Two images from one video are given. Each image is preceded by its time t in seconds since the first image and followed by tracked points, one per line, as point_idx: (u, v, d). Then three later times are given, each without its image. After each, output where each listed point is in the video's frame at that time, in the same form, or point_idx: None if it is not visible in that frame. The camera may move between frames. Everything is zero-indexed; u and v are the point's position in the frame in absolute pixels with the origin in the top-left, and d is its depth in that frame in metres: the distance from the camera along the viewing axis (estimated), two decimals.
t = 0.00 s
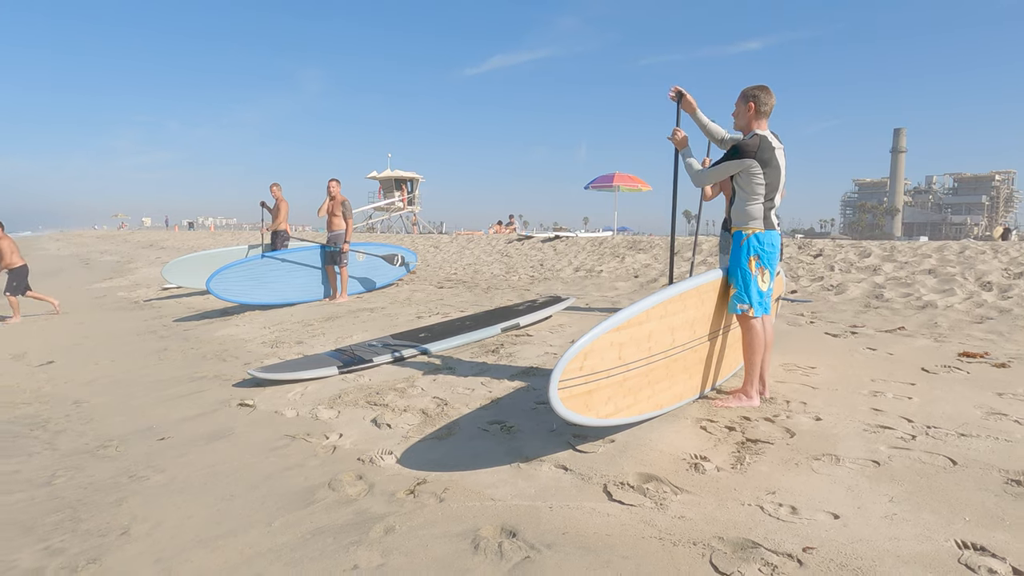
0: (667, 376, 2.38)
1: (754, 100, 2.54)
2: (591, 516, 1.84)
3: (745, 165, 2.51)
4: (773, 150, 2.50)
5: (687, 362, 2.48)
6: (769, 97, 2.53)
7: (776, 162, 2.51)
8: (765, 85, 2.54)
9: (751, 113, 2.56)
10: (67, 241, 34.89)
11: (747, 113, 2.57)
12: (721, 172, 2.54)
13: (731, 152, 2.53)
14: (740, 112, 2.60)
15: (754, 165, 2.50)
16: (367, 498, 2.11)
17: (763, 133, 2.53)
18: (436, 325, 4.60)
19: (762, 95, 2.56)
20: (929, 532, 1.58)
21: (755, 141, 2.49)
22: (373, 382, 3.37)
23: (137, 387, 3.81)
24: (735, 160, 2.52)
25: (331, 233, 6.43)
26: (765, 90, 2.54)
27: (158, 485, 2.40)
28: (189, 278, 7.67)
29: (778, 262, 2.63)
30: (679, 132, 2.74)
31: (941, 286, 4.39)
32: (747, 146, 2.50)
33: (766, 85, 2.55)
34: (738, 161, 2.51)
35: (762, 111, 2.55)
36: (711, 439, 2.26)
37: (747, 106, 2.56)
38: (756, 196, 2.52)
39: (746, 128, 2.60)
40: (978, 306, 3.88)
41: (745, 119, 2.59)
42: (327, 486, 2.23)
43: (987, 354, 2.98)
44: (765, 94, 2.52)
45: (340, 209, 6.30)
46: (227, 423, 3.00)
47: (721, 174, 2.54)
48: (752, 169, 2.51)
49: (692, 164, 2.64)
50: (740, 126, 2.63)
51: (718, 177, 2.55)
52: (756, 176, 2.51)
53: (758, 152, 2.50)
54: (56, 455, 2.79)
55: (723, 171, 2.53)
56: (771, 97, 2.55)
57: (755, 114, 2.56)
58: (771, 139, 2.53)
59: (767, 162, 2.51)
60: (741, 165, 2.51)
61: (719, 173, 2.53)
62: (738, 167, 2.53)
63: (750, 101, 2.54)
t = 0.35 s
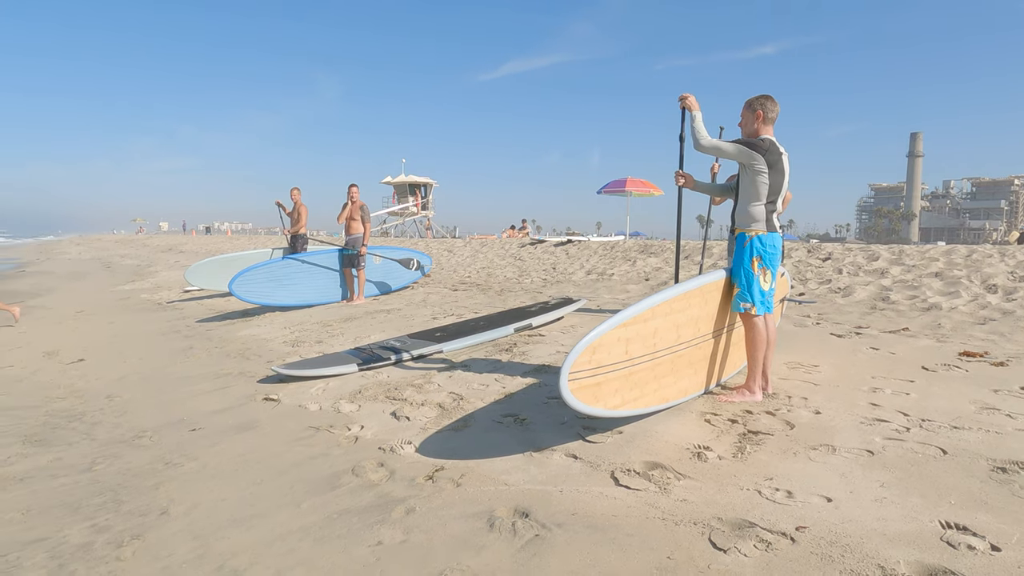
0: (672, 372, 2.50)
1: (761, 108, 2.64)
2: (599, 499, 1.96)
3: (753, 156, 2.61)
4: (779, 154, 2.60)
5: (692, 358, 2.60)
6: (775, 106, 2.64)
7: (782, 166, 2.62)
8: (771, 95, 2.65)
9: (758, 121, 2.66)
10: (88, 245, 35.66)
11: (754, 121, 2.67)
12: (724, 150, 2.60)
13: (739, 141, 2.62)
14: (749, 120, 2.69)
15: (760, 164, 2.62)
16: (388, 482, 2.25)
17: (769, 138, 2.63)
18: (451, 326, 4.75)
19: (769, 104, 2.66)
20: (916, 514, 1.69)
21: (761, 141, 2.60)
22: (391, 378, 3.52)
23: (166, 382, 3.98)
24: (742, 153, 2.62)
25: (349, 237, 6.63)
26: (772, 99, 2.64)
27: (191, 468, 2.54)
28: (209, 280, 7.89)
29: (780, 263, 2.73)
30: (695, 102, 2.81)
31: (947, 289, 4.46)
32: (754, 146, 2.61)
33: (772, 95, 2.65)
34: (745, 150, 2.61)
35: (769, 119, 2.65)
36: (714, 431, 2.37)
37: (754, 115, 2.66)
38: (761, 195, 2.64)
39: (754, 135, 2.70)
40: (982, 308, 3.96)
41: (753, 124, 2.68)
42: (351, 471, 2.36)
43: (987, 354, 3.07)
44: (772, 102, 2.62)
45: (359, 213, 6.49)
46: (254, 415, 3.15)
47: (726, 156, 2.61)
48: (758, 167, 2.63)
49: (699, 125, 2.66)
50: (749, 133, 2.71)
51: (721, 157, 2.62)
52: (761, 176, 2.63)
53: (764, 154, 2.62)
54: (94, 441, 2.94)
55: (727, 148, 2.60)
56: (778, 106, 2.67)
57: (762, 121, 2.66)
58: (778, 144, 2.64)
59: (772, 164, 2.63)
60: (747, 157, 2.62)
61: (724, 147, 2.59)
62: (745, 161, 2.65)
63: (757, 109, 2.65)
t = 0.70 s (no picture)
0: (668, 370, 2.60)
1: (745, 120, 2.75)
2: (596, 489, 2.07)
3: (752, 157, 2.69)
4: (776, 158, 2.68)
5: (688, 357, 2.70)
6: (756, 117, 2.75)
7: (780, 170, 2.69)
8: (749, 106, 2.76)
9: (746, 132, 2.76)
10: (100, 245, 36.10)
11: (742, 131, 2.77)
12: (728, 150, 2.65)
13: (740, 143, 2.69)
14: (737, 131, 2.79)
15: (758, 167, 2.70)
16: (397, 473, 2.36)
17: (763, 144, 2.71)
18: (457, 325, 4.88)
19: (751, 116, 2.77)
20: (894, 505, 1.79)
21: (760, 144, 2.67)
22: (399, 376, 3.64)
23: (182, 379, 4.12)
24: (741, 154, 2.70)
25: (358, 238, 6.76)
26: (752, 111, 2.76)
27: (209, 459, 2.67)
28: (221, 280, 8.06)
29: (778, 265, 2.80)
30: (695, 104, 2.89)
31: (944, 290, 4.54)
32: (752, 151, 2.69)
33: (749, 106, 2.77)
34: (746, 151, 2.67)
35: (757, 127, 2.75)
36: (708, 426, 2.47)
37: (740, 126, 2.77)
38: (760, 197, 2.71)
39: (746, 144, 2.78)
40: (978, 309, 4.03)
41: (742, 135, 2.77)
42: (361, 463, 2.48)
43: (977, 355, 3.16)
44: (755, 113, 2.72)
45: (369, 214, 6.63)
46: (268, 410, 3.27)
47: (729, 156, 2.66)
48: (757, 170, 2.71)
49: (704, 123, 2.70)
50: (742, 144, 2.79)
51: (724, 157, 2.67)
52: (759, 179, 2.71)
53: (761, 158, 2.70)
54: (116, 434, 3.08)
55: (731, 148, 2.64)
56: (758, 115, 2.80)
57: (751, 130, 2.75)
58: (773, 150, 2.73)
59: (770, 168, 2.71)
60: (746, 159, 2.69)
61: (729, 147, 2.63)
62: (744, 163, 2.73)
63: (742, 120, 2.76)
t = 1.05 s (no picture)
0: (657, 362, 2.68)
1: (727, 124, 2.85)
2: (585, 475, 2.15)
3: (737, 155, 2.79)
4: (760, 156, 2.77)
5: (677, 350, 2.78)
6: (737, 120, 2.84)
7: (764, 168, 2.78)
8: (730, 111, 2.86)
9: (727, 134, 2.85)
10: (102, 244, 36.25)
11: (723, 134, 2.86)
12: (713, 147, 2.74)
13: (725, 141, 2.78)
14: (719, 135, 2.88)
15: (742, 165, 2.79)
16: (394, 461, 2.45)
17: (746, 144, 2.81)
18: (455, 322, 4.97)
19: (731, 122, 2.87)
20: (868, 488, 1.87)
21: (744, 143, 2.77)
22: (398, 370, 3.73)
23: (186, 373, 4.21)
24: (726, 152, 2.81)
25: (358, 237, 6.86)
26: (733, 114, 2.86)
27: (213, 447, 2.76)
28: (224, 278, 8.17)
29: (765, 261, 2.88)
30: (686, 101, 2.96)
31: (934, 288, 4.62)
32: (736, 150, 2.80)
33: (731, 110, 2.86)
34: (731, 150, 2.76)
35: (737, 130, 2.84)
36: (695, 417, 2.56)
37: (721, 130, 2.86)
38: (745, 194, 2.79)
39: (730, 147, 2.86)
40: (966, 306, 4.11)
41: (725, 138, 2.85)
42: (360, 452, 2.56)
43: (961, 350, 3.24)
44: (734, 116, 2.81)
45: (369, 214, 6.73)
46: (270, 402, 3.36)
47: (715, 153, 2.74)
48: (741, 168, 2.80)
49: (693, 123, 2.79)
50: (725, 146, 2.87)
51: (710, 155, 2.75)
52: (744, 177, 2.79)
53: (745, 157, 2.80)
54: (123, 424, 3.17)
55: (716, 146, 2.73)
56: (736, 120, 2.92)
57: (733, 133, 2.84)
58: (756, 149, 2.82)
59: (754, 166, 2.80)
60: (731, 157, 2.78)
61: (715, 145, 2.71)
62: (728, 162, 2.82)
63: (723, 124, 2.85)
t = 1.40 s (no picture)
0: (640, 354, 2.78)
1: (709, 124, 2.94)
2: (569, 461, 2.24)
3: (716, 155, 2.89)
4: (739, 155, 2.87)
5: (659, 342, 2.88)
6: (717, 120, 2.94)
7: (743, 167, 2.88)
8: (711, 111, 2.96)
9: (709, 134, 2.95)
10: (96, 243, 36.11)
11: (705, 133, 2.96)
12: (694, 147, 2.84)
13: (705, 141, 2.87)
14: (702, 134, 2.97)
15: (723, 165, 2.89)
16: (386, 449, 2.53)
17: (726, 144, 2.90)
18: (447, 317, 5.05)
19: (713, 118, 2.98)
20: (836, 470, 1.97)
21: (725, 143, 2.86)
22: (391, 364, 3.81)
23: (183, 368, 4.28)
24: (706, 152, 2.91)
25: (352, 235, 6.93)
26: (714, 114, 2.96)
27: (211, 437, 2.83)
28: (219, 276, 8.22)
29: (744, 256, 2.98)
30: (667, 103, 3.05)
31: (915, 284, 4.73)
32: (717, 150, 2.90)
33: (712, 110, 2.96)
34: (711, 149, 2.86)
35: (718, 129, 2.95)
36: (677, 406, 2.65)
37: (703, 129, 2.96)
38: (725, 193, 2.89)
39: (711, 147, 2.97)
40: (945, 302, 4.23)
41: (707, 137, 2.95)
42: (353, 441, 2.65)
43: (937, 343, 3.34)
44: (716, 116, 2.91)
45: (363, 212, 6.79)
46: (265, 395, 3.43)
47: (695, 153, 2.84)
48: (721, 167, 2.89)
49: (674, 123, 2.88)
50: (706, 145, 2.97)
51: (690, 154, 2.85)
52: (724, 176, 2.89)
53: (725, 156, 2.89)
54: (122, 416, 3.24)
55: (696, 146, 2.83)
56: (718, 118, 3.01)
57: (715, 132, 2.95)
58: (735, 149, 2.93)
59: (734, 165, 2.90)
60: (711, 157, 2.88)
61: (695, 144, 2.81)
62: (709, 161, 2.92)
63: (705, 124, 2.95)
